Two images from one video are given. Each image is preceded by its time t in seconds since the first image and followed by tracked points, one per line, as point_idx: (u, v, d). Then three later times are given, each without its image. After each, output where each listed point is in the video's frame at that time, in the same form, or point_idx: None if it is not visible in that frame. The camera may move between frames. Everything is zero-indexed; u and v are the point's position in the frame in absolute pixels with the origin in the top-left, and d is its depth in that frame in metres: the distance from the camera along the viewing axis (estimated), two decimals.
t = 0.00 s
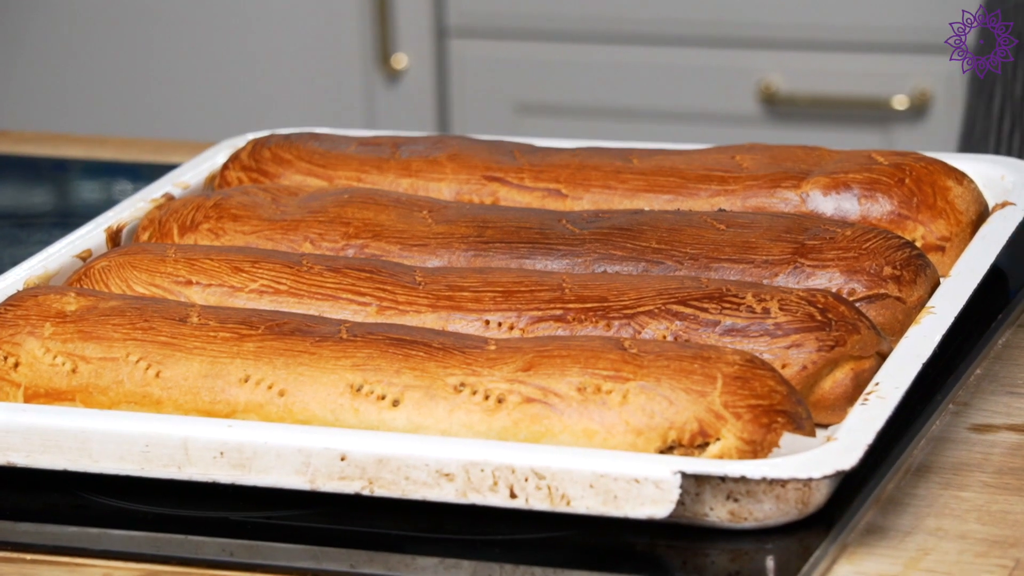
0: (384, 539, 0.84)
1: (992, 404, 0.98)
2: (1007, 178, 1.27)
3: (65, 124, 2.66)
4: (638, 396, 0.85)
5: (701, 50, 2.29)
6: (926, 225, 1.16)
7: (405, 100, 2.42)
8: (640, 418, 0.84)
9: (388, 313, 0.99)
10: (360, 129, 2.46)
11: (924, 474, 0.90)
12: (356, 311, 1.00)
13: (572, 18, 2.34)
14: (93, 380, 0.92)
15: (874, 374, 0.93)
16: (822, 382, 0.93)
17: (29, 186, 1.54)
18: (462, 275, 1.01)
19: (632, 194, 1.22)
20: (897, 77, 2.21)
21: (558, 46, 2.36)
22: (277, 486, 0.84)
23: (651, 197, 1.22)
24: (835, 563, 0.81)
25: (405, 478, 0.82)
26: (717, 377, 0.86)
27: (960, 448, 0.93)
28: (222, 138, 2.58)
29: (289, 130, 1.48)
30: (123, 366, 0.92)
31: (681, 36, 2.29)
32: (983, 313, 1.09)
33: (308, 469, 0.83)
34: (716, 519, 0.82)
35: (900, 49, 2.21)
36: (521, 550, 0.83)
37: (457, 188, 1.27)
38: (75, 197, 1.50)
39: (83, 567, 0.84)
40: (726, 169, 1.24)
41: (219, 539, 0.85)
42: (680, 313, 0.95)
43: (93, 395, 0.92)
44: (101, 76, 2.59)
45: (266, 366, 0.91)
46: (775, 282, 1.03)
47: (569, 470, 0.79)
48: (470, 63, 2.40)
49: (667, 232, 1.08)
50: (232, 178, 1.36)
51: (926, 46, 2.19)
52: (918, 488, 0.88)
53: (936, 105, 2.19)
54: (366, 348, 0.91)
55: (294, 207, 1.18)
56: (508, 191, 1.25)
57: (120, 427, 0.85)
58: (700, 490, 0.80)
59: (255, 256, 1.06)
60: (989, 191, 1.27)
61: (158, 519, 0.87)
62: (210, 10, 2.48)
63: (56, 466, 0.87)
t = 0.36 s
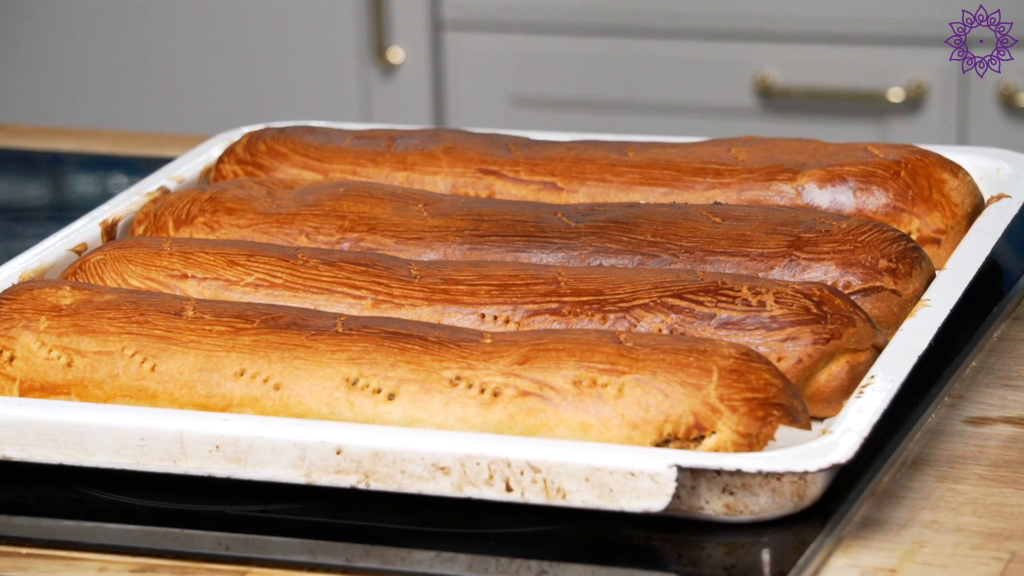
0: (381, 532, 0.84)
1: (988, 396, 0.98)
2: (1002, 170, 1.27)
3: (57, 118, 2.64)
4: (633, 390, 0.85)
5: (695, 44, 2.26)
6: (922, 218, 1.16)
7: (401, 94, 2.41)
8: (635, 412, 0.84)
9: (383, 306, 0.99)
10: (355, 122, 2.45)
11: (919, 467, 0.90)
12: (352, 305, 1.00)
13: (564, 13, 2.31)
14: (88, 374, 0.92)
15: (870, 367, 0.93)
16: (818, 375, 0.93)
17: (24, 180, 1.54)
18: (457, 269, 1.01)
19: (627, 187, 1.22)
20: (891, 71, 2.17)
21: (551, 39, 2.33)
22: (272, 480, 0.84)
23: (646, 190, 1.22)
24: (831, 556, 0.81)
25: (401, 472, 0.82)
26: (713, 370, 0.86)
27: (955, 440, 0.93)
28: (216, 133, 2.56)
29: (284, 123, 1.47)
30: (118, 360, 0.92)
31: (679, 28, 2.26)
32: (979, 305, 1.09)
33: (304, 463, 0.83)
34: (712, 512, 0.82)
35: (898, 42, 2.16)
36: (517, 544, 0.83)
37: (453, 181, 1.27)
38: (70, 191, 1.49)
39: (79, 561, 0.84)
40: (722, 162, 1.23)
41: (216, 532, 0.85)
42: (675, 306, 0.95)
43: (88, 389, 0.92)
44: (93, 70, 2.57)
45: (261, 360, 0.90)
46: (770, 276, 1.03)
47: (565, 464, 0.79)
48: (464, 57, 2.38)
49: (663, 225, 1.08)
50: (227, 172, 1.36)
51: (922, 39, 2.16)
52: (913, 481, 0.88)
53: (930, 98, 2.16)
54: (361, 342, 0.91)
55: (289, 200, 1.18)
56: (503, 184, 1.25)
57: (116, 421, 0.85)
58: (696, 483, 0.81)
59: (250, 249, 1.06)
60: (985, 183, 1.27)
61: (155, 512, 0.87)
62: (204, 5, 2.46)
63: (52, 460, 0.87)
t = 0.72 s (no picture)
0: (375, 529, 0.84)
1: (981, 393, 0.99)
2: (994, 167, 1.27)
3: (53, 113, 2.64)
4: (626, 386, 0.85)
5: (691, 41, 2.26)
6: (915, 215, 1.16)
7: (395, 91, 2.40)
8: (629, 408, 0.85)
9: (377, 303, 0.99)
10: (350, 119, 2.45)
11: (912, 463, 0.90)
12: (346, 302, 1.00)
13: (559, 11, 2.31)
14: (82, 370, 0.92)
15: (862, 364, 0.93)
16: (811, 372, 0.93)
17: (18, 176, 1.54)
18: (451, 265, 1.01)
19: (621, 184, 1.22)
20: (886, 68, 2.17)
21: (548, 36, 2.33)
22: (265, 476, 0.84)
23: (640, 186, 1.22)
24: (824, 553, 0.81)
25: (395, 469, 0.82)
26: (705, 367, 0.86)
27: (948, 437, 0.93)
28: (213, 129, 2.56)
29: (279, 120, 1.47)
30: (112, 356, 0.92)
31: (675, 24, 2.26)
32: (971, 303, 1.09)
33: (297, 459, 0.83)
34: (705, 509, 0.83)
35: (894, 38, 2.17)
36: (511, 540, 0.83)
37: (446, 177, 1.27)
38: (64, 187, 1.49)
39: (73, 558, 0.84)
40: (715, 159, 1.24)
41: (210, 529, 0.85)
42: (669, 302, 0.95)
43: (82, 384, 0.92)
44: (88, 65, 2.57)
45: (255, 356, 0.90)
46: (763, 273, 1.03)
47: (559, 461, 0.79)
48: (459, 53, 2.38)
49: (656, 222, 1.08)
50: (221, 168, 1.36)
51: (918, 36, 2.16)
52: (906, 478, 0.88)
53: (926, 94, 2.17)
54: (355, 339, 0.91)
55: (283, 197, 1.18)
56: (497, 180, 1.25)
57: (110, 417, 0.85)
58: (689, 480, 0.81)
59: (244, 246, 1.06)
60: (977, 180, 1.28)
61: (149, 509, 0.87)
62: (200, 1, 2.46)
63: (45, 457, 0.87)
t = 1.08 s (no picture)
0: (368, 526, 0.84)
1: (976, 390, 0.99)
2: (990, 164, 1.27)
3: (49, 110, 2.63)
4: (621, 383, 0.85)
5: (687, 39, 2.26)
6: (910, 212, 1.16)
7: (391, 89, 2.41)
8: (623, 405, 0.85)
9: (372, 300, 0.99)
10: (345, 116, 2.45)
11: (907, 460, 0.90)
12: (341, 298, 1.00)
13: (556, 8, 2.30)
14: (76, 366, 0.92)
15: (857, 361, 0.93)
16: (806, 369, 0.93)
17: (14, 173, 1.53)
18: (446, 262, 1.01)
19: (616, 181, 1.22)
20: (882, 66, 2.18)
21: (545, 34, 2.33)
22: (260, 473, 0.84)
23: (635, 183, 1.22)
24: (819, 549, 0.81)
25: (389, 465, 0.82)
26: (700, 364, 0.86)
27: (943, 435, 0.93)
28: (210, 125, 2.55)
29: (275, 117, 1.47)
30: (106, 352, 0.92)
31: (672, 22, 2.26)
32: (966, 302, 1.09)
33: (292, 456, 0.83)
34: (699, 506, 0.82)
35: (891, 37, 2.17)
36: (505, 537, 0.83)
37: (442, 174, 1.27)
38: (60, 183, 1.49)
39: (67, 554, 0.83)
40: (711, 156, 1.24)
41: (204, 526, 0.85)
42: (664, 299, 0.95)
43: (76, 380, 0.92)
44: (85, 61, 2.56)
45: (249, 352, 0.90)
46: (758, 269, 1.03)
47: (554, 458, 0.79)
48: (454, 50, 2.38)
49: (652, 219, 1.08)
50: (216, 165, 1.36)
51: (915, 35, 2.16)
52: (900, 475, 0.88)
53: (921, 92, 2.17)
54: (349, 335, 0.91)
55: (278, 193, 1.18)
56: (492, 177, 1.25)
57: (104, 414, 0.85)
58: (684, 477, 0.80)
59: (239, 243, 1.06)
60: (972, 177, 1.28)
61: (143, 505, 0.87)
62: None
63: (39, 453, 0.87)
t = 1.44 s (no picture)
0: (363, 524, 0.84)
1: (970, 390, 0.99)
2: (984, 164, 1.27)
3: (46, 108, 2.63)
4: (615, 382, 0.85)
5: (683, 38, 2.26)
6: (904, 211, 1.16)
7: (387, 88, 2.40)
8: (618, 404, 0.85)
9: (367, 298, 0.99)
10: (341, 115, 2.45)
11: (901, 459, 0.90)
12: (335, 297, 1.00)
13: (552, 7, 2.30)
14: (71, 365, 0.92)
15: (852, 360, 0.93)
16: (800, 368, 0.93)
17: (10, 172, 1.53)
18: (441, 261, 1.01)
19: (611, 180, 1.22)
20: (878, 65, 2.18)
21: (541, 33, 2.33)
22: (254, 472, 0.84)
23: (631, 182, 1.22)
24: (813, 548, 0.81)
25: (383, 464, 0.82)
26: (695, 363, 0.86)
27: (937, 434, 0.93)
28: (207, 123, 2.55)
29: (270, 116, 1.47)
30: (101, 351, 0.92)
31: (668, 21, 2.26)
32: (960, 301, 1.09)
33: (286, 454, 0.83)
34: (693, 505, 0.82)
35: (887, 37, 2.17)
36: (500, 536, 0.83)
37: (437, 173, 1.27)
38: (57, 181, 1.49)
39: (61, 552, 0.83)
40: (706, 156, 1.24)
41: (198, 524, 0.85)
42: (659, 298, 0.95)
43: (71, 379, 0.92)
44: (81, 59, 2.56)
45: (244, 351, 0.90)
46: (753, 269, 1.03)
47: (548, 457, 0.79)
48: (451, 50, 2.38)
49: (647, 218, 1.08)
50: (211, 164, 1.35)
51: (913, 34, 2.16)
52: (894, 474, 0.88)
53: (917, 91, 2.17)
54: (344, 334, 0.91)
55: (273, 192, 1.18)
56: (487, 176, 1.25)
57: (98, 412, 0.85)
58: (678, 476, 0.80)
59: (234, 241, 1.06)
60: (966, 176, 1.28)
61: (137, 503, 0.87)
62: None
63: (34, 452, 0.87)
